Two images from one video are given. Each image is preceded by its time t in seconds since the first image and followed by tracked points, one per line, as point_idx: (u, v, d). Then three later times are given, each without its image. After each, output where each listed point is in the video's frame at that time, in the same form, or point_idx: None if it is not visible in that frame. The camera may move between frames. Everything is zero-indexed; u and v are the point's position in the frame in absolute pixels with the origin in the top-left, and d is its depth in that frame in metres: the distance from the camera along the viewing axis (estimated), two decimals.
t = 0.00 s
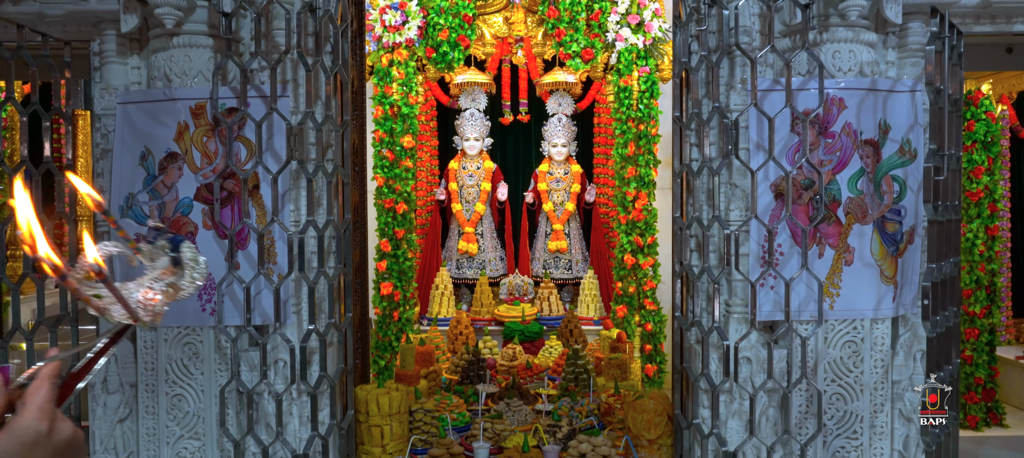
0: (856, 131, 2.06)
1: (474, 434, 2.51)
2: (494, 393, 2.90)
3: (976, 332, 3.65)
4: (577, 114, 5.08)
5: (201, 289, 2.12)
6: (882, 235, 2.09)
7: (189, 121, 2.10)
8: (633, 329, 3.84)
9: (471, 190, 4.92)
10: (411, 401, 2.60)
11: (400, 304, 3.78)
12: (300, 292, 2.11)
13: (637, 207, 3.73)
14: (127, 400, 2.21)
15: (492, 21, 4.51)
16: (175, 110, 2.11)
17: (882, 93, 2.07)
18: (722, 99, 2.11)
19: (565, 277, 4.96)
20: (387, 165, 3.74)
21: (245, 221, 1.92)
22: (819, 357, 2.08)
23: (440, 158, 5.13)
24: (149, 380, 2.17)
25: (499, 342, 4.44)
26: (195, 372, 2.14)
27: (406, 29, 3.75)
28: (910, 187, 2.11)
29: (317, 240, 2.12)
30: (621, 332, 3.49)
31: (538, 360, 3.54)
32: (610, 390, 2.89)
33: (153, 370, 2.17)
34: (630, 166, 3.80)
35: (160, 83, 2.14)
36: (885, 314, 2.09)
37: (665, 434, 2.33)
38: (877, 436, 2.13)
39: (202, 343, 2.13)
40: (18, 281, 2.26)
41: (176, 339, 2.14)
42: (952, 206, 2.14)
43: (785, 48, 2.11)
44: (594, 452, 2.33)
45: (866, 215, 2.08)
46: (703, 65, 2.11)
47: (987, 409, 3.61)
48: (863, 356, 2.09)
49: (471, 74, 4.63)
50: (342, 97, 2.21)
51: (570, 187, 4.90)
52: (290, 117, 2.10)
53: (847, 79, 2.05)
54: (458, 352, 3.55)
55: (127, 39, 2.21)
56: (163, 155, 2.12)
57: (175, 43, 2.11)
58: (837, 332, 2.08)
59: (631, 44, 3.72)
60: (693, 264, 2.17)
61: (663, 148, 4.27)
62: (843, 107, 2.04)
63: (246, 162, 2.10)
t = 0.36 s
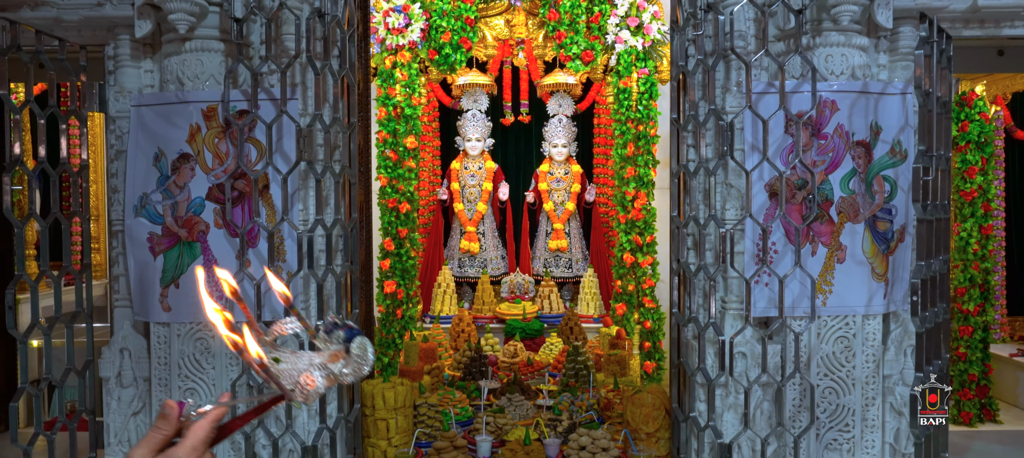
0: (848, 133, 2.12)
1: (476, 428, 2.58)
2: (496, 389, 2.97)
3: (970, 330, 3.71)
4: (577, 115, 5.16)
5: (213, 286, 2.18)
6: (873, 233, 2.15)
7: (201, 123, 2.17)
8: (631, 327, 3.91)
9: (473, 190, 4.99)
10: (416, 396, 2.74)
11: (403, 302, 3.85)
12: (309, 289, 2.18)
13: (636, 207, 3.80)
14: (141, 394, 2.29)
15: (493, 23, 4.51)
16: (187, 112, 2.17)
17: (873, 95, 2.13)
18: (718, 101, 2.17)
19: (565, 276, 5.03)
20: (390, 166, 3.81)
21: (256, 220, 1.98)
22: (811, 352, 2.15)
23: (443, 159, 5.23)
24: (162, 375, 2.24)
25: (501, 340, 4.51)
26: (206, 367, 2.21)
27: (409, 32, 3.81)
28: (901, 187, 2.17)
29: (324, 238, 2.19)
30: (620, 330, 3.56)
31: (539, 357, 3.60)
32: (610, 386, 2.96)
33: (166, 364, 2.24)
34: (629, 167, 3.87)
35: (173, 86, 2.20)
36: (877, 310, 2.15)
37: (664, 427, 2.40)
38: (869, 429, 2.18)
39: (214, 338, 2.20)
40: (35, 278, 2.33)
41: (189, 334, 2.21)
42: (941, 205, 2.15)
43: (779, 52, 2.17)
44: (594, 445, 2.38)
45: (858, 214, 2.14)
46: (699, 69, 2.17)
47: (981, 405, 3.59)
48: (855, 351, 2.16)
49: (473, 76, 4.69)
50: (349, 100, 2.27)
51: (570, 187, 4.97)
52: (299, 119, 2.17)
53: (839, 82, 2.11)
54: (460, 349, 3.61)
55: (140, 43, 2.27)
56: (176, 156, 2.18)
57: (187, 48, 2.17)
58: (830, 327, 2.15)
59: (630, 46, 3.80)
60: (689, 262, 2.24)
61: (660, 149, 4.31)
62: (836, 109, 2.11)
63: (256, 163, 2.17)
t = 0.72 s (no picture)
0: (840, 134, 2.18)
1: (479, 421, 2.65)
2: (498, 384, 3.03)
3: (963, 326, 3.79)
4: (577, 116, 5.26)
5: (222, 283, 2.25)
6: (864, 232, 2.21)
7: (211, 125, 2.23)
8: (631, 324, 3.97)
9: (474, 189, 5.04)
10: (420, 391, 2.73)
11: (405, 300, 3.90)
12: (315, 286, 2.25)
13: (634, 206, 3.87)
14: (152, 388, 2.35)
15: (495, 26, 4.56)
16: (196, 114, 2.24)
17: (864, 97, 2.19)
18: (713, 103, 2.23)
19: (565, 274, 5.08)
20: (393, 166, 3.88)
21: (264, 219, 2.05)
22: (804, 347, 2.21)
23: (445, 159, 5.32)
24: (173, 369, 2.30)
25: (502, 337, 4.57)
26: (216, 361, 2.27)
27: (412, 34, 3.85)
28: (891, 187, 2.23)
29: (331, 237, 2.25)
30: (620, 326, 3.61)
31: (539, 354, 3.66)
32: (609, 381, 3.03)
33: (176, 360, 2.30)
34: (628, 166, 3.94)
35: (183, 88, 2.27)
36: (867, 306, 2.21)
37: (661, 420, 2.46)
38: (860, 421, 2.24)
39: (223, 333, 2.26)
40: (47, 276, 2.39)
41: (198, 330, 2.27)
42: (930, 204, 2.14)
43: (773, 55, 2.24)
44: (593, 438, 2.42)
45: (849, 213, 2.20)
46: (695, 72, 2.23)
47: (974, 400, 3.67)
48: (846, 346, 2.22)
49: (474, 77, 4.75)
50: (354, 101, 2.34)
51: (571, 186, 5.02)
52: (306, 121, 2.23)
53: (831, 84, 2.17)
54: (462, 346, 3.67)
55: (150, 47, 2.33)
56: (186, 157, 2.25)
57: (197, 51, 2.24)
58: (822, 323, 2.21)
59: (629, 48, 3.85)
60: (686, 260, 2.30)
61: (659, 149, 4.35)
62: (828, 111, 2.17)
63: (264, 164, 2.23)
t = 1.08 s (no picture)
0: (831, 135, 2.24)
1: (480, 414, 2.72)
2: (499, 379, 3.10)
3: (957, 323, 3.85)
4: (577, 116, 5.35)
5: (230, 279, 2.31)
6: (855, 230, 2.27)
7: (219, 126, 2.29)
8: (629, 321, 4.01)
9: (475, 189, 5.10)
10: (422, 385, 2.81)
11: (407, 297, 3.96)
12: (321, 282, 2.31)
13: (633, 205, 3.93)
14: (162, 381, 2.41)
15: (495, 27, 4.61)
16: (205, 115, 2.30)
17: (855, 99, 2.25)
18: (707, 105, 2.29)
19: (565, 272, 5.13)
20: (396, 166, 3.93)
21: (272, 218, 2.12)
22: (796, 341, 2.27)
23: (446, 159, 5.37)
24: (182, 363, 2.37)
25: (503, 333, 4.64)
26: (224, 355, 2.34)
27: (414, 36, 3.94)
28: (881, 186, 2.30)
29: (336, 234, 2.32)
30: (618, 323, 3.67)
31: (539, 350, 3.72)
32: (607, 376, 3.09)
33: (186, 354, 2.37)
34: (627, 166, 4.02)
35: (192, 91, 2.33)
36: (858, 301, 2.27)
37: (657, 413, 2.53)
38: (851, 414, 2.30)
39: (231, 328, 2.33)
40: (60, 273, 2.46)
41: (207, 325, 2.34)
42: (917, 203, 2.21)
43: (766, 58, 2.30)
44: (591, 430, 2.51)
45: (840, 211, 2.26)
46: (690, 74, 2.29)
47: (968, 397, 3.72)
48: (837, 341, 2.28)
49: (476, 78, 4.81)
50: (358, 103, 2.40)
51: (571, 186, 5.08)
52: (311, 122, 2.30)
53: (823, 87, 2.24)
54: (464, 343, 3.73)
55: (160, 50, 2.39)
56: (195, 157, 2.31)
57: (206, 54, 2.30)
58: (814, 318, 2.27)
59: (628, 50, 3.92)
60: (681, 257, 2.36)
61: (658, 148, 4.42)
62: (819, 112, 2.23)
63: (271, 164, 2.29)
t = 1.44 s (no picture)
0: (822, 135, 2.31)
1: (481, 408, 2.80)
2: (500, 374, 3.16)
3: (951, 321, 3.91)
4: (577, 117, 5.43)
5: (238, 275, 2.38)
6: (845, 227, 2.34)
7: (228, 125, 2.37)
8: (628, 317, 4.05)
9: (477, 188, 5.17)
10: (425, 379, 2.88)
11: (410, 294, 4.03)
12: (327, 277, 2.39)
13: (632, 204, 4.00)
14: (172, 373, 2.49)
15: (496, 29, 4.70)
16: (214, 115, 2.37)
17: (845, 101, 2.32)
18: (702, 105, 2.36)
19: (565, 270, 5.20)
20: (398, 165, 4.01)
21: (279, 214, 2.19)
22: (789, 336, 2.34)
23: (448, 159, 5.48)
24: (192, 355, 2.44)
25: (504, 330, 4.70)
26: (233, 348, 2.41)
27: (417, 38, 3.97)
28: (871, 185, 2.36)
29: (341, 231, 2.39)
30: (617, 320, 3.76)
31: (540, 346, 3.78)
32: (606, 371, 3.15)
33: (196, 347, 2.44)
34: (625, 166, 4.09)
35: (202, 91, 2.40)
36: (848, 297, 2.34)
37: (654, 406, 2.59)
38: (841, 406, 2.37)
39: (239, 322, 2.40)
40: (74, 269, 2.53)
41: (216, 319, 2.41)
42: (905, 201, 2.28)
43: (759, 60, 2.37)
44: (590, 422, 2.58)
45: (830, 209, 2.33)
46: (685, 76, 2.36)
47: (962, 393, 3.79)
48: (828, 335, 2.35)
49: (477, 79, 4.86)
50: (363, 103, 2.47)
51: (570, 185, 5.14)
52: (317, 122, 2.37)
53: (814, 88, 2.30)
54: (465, 339, 3.79)
55: (170, 52, 2.46)
56: (204, 156, 2.38)
57: (215, 56, 2.37)
58: (805, 313, 2.34)
59: (627, 51, 3.99)
60: (677, 253, 2.43)
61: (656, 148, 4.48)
62: (810, 113, 2.30)
63: (279, 162, 2.37)
